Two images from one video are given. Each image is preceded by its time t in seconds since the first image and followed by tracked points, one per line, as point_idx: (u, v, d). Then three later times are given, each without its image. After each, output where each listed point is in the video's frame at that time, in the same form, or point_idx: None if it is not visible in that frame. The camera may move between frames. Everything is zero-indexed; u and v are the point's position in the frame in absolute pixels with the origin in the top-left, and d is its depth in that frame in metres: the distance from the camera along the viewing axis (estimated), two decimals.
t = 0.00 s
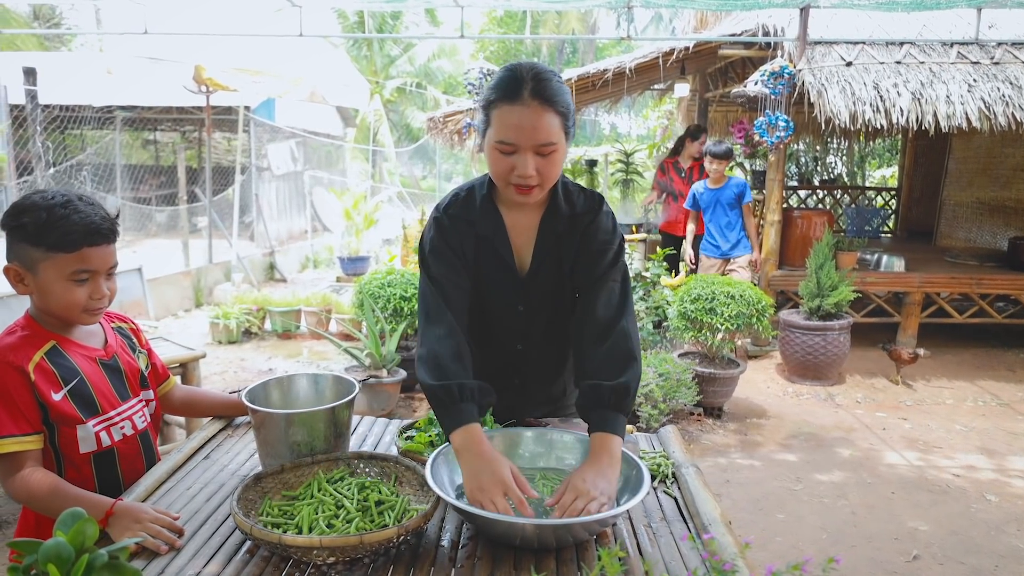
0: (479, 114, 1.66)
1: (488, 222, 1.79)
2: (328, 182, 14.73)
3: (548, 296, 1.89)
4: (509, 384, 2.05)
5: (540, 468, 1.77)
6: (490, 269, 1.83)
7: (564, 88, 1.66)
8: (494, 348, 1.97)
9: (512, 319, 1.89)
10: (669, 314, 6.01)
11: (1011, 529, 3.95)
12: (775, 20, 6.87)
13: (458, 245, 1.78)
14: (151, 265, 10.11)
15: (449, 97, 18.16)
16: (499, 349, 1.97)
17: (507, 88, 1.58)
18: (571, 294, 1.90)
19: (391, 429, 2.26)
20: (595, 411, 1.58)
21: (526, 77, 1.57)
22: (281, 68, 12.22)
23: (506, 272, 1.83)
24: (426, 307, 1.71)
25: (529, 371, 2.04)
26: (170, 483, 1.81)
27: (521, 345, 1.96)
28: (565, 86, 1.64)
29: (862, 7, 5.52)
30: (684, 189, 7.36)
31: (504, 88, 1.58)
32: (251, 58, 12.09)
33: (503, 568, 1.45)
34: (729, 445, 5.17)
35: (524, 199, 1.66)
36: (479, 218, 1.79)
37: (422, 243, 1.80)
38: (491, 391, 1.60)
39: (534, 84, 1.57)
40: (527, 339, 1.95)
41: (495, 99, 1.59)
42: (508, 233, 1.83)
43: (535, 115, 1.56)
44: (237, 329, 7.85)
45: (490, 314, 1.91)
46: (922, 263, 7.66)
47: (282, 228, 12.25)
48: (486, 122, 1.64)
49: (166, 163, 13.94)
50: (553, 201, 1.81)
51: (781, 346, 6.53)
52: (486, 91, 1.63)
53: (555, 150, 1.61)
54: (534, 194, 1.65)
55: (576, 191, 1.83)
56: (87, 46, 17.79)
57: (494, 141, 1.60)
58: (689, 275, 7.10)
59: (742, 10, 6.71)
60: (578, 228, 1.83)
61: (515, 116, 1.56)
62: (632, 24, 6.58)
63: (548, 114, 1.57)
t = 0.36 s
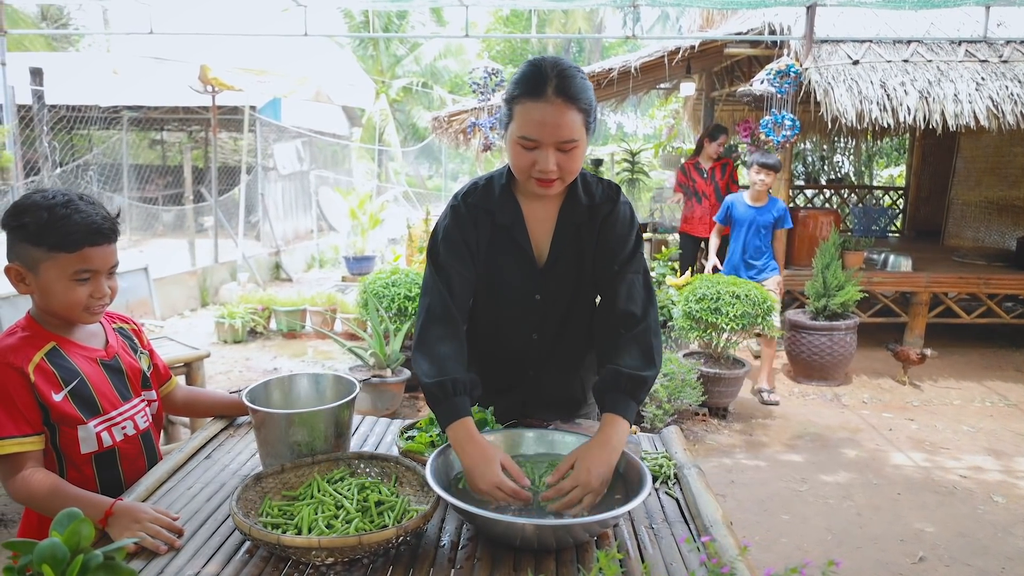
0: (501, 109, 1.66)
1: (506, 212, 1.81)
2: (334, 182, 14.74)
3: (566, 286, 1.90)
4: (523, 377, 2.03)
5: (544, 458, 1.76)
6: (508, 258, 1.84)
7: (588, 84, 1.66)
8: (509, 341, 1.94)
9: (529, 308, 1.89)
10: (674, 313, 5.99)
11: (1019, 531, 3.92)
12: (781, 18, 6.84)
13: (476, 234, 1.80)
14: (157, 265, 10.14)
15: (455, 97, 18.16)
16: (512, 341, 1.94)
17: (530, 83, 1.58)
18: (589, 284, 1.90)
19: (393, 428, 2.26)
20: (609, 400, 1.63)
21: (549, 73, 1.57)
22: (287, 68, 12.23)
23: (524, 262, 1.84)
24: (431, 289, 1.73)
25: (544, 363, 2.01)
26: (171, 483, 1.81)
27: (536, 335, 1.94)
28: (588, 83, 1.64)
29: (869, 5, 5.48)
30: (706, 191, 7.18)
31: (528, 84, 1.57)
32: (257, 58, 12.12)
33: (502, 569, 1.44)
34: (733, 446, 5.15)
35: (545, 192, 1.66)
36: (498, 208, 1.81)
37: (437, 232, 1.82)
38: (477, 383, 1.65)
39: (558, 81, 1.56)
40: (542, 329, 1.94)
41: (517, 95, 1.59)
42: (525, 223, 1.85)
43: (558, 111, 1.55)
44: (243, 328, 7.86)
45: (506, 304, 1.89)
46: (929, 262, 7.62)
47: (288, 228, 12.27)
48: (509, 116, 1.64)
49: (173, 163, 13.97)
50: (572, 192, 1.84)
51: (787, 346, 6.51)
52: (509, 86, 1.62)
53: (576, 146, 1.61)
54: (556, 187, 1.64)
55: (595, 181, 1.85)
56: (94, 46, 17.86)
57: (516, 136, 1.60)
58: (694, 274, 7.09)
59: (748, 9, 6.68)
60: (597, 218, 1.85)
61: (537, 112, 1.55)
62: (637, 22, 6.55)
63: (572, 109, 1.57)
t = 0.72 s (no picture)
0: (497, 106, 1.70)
1: (508, 203, 1.84)
2: (339, 183, 14.76)
3: (570, 277, 1.91)
4: (529, 369, 1.99)
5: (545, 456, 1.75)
6: (511, 249, 1.87)
7: (581, 77, 1.69)
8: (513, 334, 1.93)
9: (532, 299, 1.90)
10: (678, 314, 5.98)
11: None
12: (786, 18, 6.82)
13: (477, 226, 1.86)
14: (162, 266, 10.16)
15: (459, 98, 18.16)
16: (517, 333, 1.93)
17: (520, 80, 1.61)
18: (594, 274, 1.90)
19: (393, 429, 2.26)
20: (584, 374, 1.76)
21: (538, 69, 1.60)
22: (291, 68, 12.25)
23: (526, 252, 1.87)
24: (437, 295, 1.84)
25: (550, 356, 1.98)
26: (171, 483, 1.81)
27: (541, 326, 1.93)
28: (580, 75, 1.67)
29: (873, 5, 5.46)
30: (717, 190, 7.14)
31: (517, 81, 1.61)
32: (261, 59, 12.13)
33: (499, 571, 1.43)
34: (737, 447, 5.13)
35: (540, 185, 1.70)
36: (499, 199, 1.84)
37: (443, 225, 1.89)
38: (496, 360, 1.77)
39: (547, 77, 1.59)
40: (547, 320, 1.93)
41: (508, 91, 1.63)
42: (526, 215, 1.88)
43: (548, 107, 1.58)
44: (246, 329, 7.87)
45: (509, 295, 1.89)
46: (934, 263, 7.59)
47: (292, 228, 12.29)
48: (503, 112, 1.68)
49: (178, 164, 14.02)
50: (571, 181, 1.87)
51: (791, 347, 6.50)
52: (502, 83, 1.66)
53: (568, 140, 1.64)
54: (549, 181, 1.69)
55: (594, 170, 1.88)
56: (100, 47, 17.94)
57: (509, 132, 1.64)
58: (698, 275, 7.08)
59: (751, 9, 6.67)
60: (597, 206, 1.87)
61: (526, 109, 1.59)
62: (641, 23, 6.54)
63: (563, 103, 1.60)
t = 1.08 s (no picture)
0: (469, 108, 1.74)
1: (485, 206, 1.91)
2: (344, 183, 14.77)
3: (550, 277, 1.95)
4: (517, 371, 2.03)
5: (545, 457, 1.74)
6: (490, 252, 1.93)
7: (550, 73, 1.71)
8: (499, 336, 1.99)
9: (513, 300, 1.94)
10: (682, 314, 5.95)
11: None
12: (790, 17, 6.79)
13: (456, 229, 1.93)
14: (167, 266, 10.19)
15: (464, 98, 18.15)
16: (503, 335, 2.00)
17: (488, 76, 1.63)
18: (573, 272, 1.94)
19: (392, 428, 2.26)
20: (551, 359, 1.81)
21: (507, 67, 1.62)
22: (296, 69, 12.24)
23: (505, 254, 1.92)
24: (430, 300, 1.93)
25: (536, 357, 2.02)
26: (170, 483, 1.81)
27: (524, 327, 1.98)
28: (549, 71, 1.69)
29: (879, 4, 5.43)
30: (723, 189, 7.12)
31: (485, 78, 1.63)
32: (265, 59, 12.15)
33: (498, 571, 1.43)
34: (741, 448, 5.11)
35: (508, 183, 1.72)
36: (476, 202, 1.91)
37: (427, 232, 1.97)
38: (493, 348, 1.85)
39: (513, 74, 1.61)
40: (529, 321, 1.98)
41: (477, 90, 1.65)
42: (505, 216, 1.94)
43: (514, 104, 1.60)
44: (251, 329, 7.89)
45: (492, 297, 1.95)
46: (941, 263, 7.56)
47: (297, 228, 12.30)
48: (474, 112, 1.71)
49: (184, 165, 14.06)
50: (546, 180, 1.91)
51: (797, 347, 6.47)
52: (472, 82, 1.68)
53: (535, 138, 1.64)
54: (518, 179, 1.70)
55: (571, 169, 1.93)
56: (107, 48, 18.03)
57: (477, 129, 1.65)
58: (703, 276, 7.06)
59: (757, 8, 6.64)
60: (573, 204, 1.91)
61: (493, 106, 1.60)
62: (646, 22, 6.52)
63: (530, 100, 1.61)
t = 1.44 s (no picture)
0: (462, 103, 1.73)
1: (463, 207, 1.93)
2: (350, 183, 14.80)
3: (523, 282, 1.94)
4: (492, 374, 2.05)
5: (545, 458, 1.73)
6: (465, 253, 1.94)
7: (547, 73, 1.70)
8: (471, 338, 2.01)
9: (484, 303, 1.95)
10: (686, 314, 5.93)
11: None
12: (797, 16, 6.76)
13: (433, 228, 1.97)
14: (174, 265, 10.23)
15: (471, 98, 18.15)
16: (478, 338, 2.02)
17: (489, 72, 1.62)
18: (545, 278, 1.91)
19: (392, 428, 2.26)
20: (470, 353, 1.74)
21: (508, 62, 1.61)
22: (302, 68, 12.24)
23: (479, 257, 1.93)
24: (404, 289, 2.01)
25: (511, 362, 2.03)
26: (171, 481, 1.82)
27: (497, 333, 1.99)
28: (545, 72, 1.68)
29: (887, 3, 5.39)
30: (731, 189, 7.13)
31: (485, 73, 1.62)
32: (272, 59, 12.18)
33: (496, 571, 1.43)
34: (746, 449, 5.09)
35: (504, 182, 1.71)
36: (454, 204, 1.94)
37: (409, 230, 2.03)
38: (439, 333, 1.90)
39: (513, 72, 1.60)
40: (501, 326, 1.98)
41: (475, 84, 1.63)
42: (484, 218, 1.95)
43: (513, 101, 1.59)
44: (256, 327, 7.92)
45: (467, 299, 1.97)
46: (948, 263, 7.52)
47: (303, 228, 12.33)
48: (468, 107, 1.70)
49: (192, 164, 14.12)
50: (528, 186, 1.90)
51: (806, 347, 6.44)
52: (468, 79, 1.68)
53: (533, 137, 1.65)
54: (513, 177, 1.69)
55: (555, 177, 1.91)
56: (116, 48, 18.12)
57: (475, 125, 1.65)
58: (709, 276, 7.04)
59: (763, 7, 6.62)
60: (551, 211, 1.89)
61: (493, 101, 1.59)
62: (652, 21, 6.50)
63: (525, 99, 1.60)
